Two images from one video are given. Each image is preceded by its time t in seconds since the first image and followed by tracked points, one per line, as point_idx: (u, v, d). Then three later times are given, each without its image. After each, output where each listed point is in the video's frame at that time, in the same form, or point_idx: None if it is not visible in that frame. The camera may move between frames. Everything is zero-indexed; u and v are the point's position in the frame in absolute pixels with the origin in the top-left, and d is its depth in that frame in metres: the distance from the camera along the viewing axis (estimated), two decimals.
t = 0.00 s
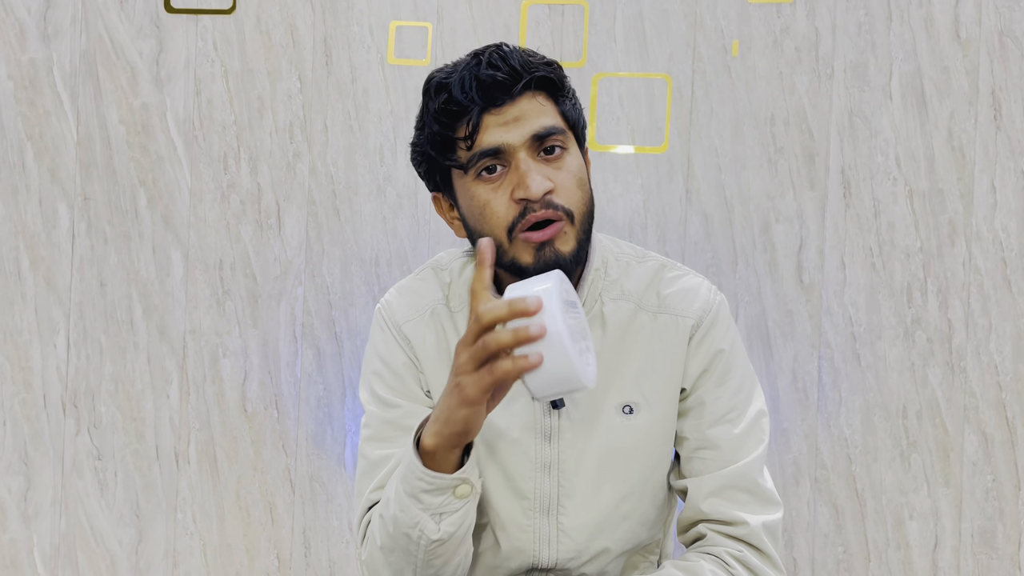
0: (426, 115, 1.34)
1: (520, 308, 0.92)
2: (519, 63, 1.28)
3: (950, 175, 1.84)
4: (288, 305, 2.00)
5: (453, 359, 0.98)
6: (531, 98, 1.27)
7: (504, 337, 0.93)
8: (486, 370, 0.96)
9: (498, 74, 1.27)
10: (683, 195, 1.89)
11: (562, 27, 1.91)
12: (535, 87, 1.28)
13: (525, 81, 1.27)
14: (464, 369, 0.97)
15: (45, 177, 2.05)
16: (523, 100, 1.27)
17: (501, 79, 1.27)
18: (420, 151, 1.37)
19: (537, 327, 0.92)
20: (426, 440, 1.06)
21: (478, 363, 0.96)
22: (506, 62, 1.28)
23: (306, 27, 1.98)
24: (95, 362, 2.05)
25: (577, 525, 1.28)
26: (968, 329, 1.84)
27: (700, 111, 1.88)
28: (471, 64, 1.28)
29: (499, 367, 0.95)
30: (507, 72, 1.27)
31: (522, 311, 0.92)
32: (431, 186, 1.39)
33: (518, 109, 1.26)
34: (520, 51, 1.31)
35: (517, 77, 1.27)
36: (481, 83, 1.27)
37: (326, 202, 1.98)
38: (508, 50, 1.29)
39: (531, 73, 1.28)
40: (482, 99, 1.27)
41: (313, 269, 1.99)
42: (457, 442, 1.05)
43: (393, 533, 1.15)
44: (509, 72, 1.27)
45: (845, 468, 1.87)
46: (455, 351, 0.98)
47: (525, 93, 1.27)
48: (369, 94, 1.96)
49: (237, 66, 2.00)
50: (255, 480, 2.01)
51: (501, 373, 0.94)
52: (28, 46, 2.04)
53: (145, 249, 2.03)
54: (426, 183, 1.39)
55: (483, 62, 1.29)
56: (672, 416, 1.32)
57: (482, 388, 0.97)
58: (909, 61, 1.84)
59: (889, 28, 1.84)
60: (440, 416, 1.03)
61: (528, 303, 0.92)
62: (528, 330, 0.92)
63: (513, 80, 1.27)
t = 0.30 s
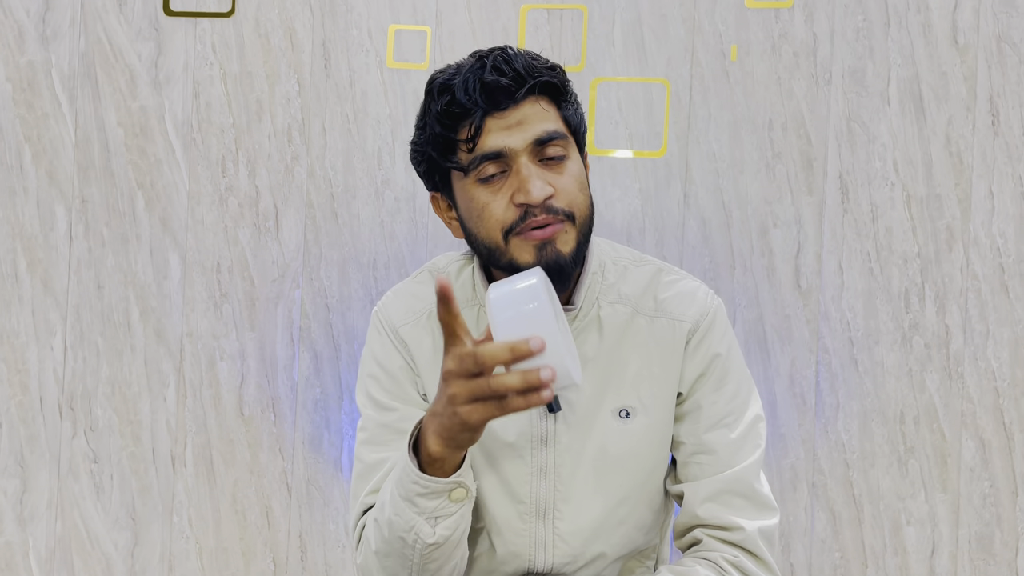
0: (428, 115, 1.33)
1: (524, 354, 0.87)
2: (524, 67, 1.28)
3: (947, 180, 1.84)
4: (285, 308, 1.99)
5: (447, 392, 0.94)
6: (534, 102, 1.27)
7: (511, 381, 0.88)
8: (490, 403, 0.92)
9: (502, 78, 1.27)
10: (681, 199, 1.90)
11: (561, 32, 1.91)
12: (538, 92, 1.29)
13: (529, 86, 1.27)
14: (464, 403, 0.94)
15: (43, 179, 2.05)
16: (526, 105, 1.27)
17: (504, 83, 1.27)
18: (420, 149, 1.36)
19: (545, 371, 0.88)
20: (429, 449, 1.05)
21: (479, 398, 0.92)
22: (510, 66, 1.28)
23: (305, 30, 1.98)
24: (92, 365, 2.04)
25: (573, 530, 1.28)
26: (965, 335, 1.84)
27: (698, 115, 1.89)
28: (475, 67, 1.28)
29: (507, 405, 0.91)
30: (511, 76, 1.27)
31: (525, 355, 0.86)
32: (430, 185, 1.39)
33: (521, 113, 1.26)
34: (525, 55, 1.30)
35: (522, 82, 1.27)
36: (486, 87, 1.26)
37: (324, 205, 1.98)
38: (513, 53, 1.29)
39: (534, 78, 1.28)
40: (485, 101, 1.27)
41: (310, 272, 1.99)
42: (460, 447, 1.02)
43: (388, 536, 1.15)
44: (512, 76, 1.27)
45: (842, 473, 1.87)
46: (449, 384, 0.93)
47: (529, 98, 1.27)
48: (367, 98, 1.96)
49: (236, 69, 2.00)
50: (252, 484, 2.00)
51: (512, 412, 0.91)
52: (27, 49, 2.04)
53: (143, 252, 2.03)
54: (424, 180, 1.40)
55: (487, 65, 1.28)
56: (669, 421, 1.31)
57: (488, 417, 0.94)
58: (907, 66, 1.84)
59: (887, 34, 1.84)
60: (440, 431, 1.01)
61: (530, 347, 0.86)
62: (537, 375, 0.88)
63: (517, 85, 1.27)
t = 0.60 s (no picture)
0: (422, 123, 1.34)
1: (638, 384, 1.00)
2: (516, 75, 1.27)
3: (947, 186, 1.83)
4: (284, 311, 1.99)
5: (541, 395, 1.05)
6: (526, 112, 1.26)
7: (612, 405, 1.01)
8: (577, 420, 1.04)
9: (494, 87, 1.26)
10: (681, 204, 1.90)
11: (560, 36, 1.92)
12: (532, 101, 1.27)
13: (521, 95, 1.26)
14: (553, 411, 1.04)
15: (41, 182, 2.05)
16: (518, 115, 1.26)
17: (496, 93, 1.26)
18: (415, 158, 1.37)
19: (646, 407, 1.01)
20: (483, 453, 1.12)
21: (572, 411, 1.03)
22: (502, 74, 1.27)
23: (304, 33, 1.98)
24: (90, 368, 2.04)
25: (570, 536, 1.28)
26: (965, 341, 1.83)
27: (698, 120, 1.89)
28: (467, 75, 1.27)
29: (594, 427, 1.02)
30: (503, 84, 1.26)
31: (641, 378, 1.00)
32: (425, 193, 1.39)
33: (513, 123, 1.25)
34: (518, 62, 1.29)
35: (514, 92, 1.26)
36: (476, 97, 1.26)
37: (323, 208, 1.98)
38: (506, 61, 1.28)
39: (527, 86, 1.27)
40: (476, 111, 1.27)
41: (309, 276, 1.98)
42: (515, 459, 1.11)
43: (429, 543, 1.16)
44: (505, 85, 1.26)
45: (841, 478, 1.86)
46: (548, 392, 1.05)
47: (521, 107, 1.26)
48: (367, 101, 1.96)
49: (236, 72, 2.00)
50: (249, 488, 2.00)
51: (596, 434, 1.02)
52: (27, 51, 2.04)
53: (142, 255, 2.03)
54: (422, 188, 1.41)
55: (479, 73, 1.27)
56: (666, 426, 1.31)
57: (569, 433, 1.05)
58: (906, 72, 1.84)
59: (887, 39, 1.84)
60: (504, 438, 1.09)
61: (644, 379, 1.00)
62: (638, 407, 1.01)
63: (509, 94, 1.26)
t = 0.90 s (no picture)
0: (431, 148, 1.30)
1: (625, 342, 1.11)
2: (531, 97, 1.26)
3: (945, 192, 1.84)
4: (283, 315, 1.99)
5: (534, 369, 1.13)
6: (543, 135, 1.26)
7: (605, 363, 1.09)
8: (573, 387, 1.11)
9: (512, 111, 1.25)
10: (680, 208, 1.90)
11: (560, 41, 1.92)
12: (548, 121, 1.27)
13: (539, 118, 1.25)
14: (547, 381, 1.12)
15: (41, 185, 2.05)
16: (537, 138, 1.25)
17: (514, 115, 1.25)
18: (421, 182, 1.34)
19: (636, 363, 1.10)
20: (469, 441, 1.15)
21: (566, 377, 1.11)
22: (517, 96, 1.26)
23: (305, 38, 1.99)
24: (88, 371, 2.04)
25: (569, 542, 1.28)
26: (963, 346, 1.84)
27: (697, 125, 1.89)
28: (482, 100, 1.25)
29: (589, 388, 1.10)
30: (521, 107, 1.25)
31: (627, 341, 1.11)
32: (427, 213, 1.38)
33: (532, 147, 1.24)
34: (528, 81, 1.29)
35: (533, 114, 1.25)
36: (496, 121, 1.24)
37: (323, 212, 1.98)
38: (519, 81, 1.27)
39: (543, 107, 1.27)
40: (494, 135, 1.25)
41: (309, 280, 1.98)
42: (502, 446, 1.14)
43: (417, 539, 1.18)
44: (522, 108, 1.25)
45: (840, 483, 1.86)
46: (540, 365, 1.12)
47: (538, 129, 1.26)
48: (367, 106, 1.96)
49: (236, 76, 2.00)
50: (248, 491, 2.00)
51: (592, 395, 1.09)
52: (27, 55, 2.05)
53: (141, 258, 2.03)
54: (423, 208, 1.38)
55: (494, 96, 1.26)
56: (665, 432, 1.31)
57: (563, 403, 1.11)
58: (905, 77, 1.85)
59: (885, 45, 1.85)
60: (495, 420, 1.14)
61: (630, 339, 1.11)
62: (628, 363, 1.09)
63: (527, 117, 1.25)
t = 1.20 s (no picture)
0: (431, 144, 1.32)
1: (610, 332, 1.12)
2: (532, 100, 1.26)
3: (943, 197, 1.85)
4: (282, 319, 1.99)
5: (524, 368, 1.14)
6: (542, 138, 1.26)
7: (590, 354, 1.10)
8: (562, 381, 1.12)
9: (512, 112, 1.26)
10: (679, 213, 1.90)
11: (559, 47, 1.93)
12: (547, 125, 1.28)
13: (539, 121, 1.26)
14: (538, 379, 1.13)
15: (41, 190, 2.05)
16: (534, 141, 1.26)
17: (512, 116, 1.26)
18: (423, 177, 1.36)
19: (623, 351, 1.11)
20: (464, 447, 1.16)
21: (555, 373, 1.12)
22: (518, 98, 1.26)
23: (304, 43, 1.99)
24: (87, 375, 2.04)
25: (568, 546, 1.28)
26: (961, 350, 1.84)
27: (695, 130, 1.90)
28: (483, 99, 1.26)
29: (578, 381, 1.10)
30: (521, 110, 1.26)
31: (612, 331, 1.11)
32: (428, 210, 1.39)
33: (529, 150, 1.25)
34: (531, 84, 1.29)
35: (531, 117, 1.25)
36: (493, 122, 1.25)
37: (322, 217, 1.98)
38: (521, 84, 1.28)
39: (544, 111, 1.27)
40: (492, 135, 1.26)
41: (308, 284, 1.99)
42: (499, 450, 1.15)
43: (414, 543, 1.18)
44: (522, 110, 1.26)
45: (838, 488, 1.87)
46: (530, 364, 1.13)
47: (537, 132, 1.26)
48: (366, 111, 1.97)
49: (236, 80, 2.01)
50: (247, 495, 2.00)
51: (581, 387, 1.10)
52: (27, 59, 2.05)
53: (140, 263, 2.03)
54: (423, 204, 1.40)
55: (496, 97, 1.27)
56: (663, 436, 1.31)
57: (554, 399, 1.12)
58: (903, 83, 1.85)
59: (883, 50, 1.86)
60: (489, 423, 1.14)
61: (615, 329, 1.12)
62: (614, 351, 1.10)
63: (526, 120, 1.26)
